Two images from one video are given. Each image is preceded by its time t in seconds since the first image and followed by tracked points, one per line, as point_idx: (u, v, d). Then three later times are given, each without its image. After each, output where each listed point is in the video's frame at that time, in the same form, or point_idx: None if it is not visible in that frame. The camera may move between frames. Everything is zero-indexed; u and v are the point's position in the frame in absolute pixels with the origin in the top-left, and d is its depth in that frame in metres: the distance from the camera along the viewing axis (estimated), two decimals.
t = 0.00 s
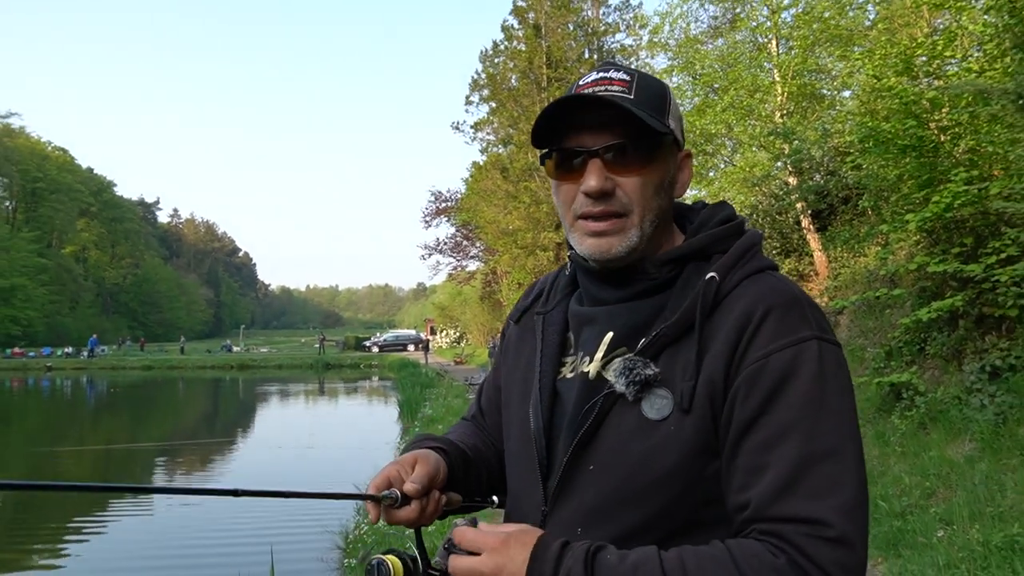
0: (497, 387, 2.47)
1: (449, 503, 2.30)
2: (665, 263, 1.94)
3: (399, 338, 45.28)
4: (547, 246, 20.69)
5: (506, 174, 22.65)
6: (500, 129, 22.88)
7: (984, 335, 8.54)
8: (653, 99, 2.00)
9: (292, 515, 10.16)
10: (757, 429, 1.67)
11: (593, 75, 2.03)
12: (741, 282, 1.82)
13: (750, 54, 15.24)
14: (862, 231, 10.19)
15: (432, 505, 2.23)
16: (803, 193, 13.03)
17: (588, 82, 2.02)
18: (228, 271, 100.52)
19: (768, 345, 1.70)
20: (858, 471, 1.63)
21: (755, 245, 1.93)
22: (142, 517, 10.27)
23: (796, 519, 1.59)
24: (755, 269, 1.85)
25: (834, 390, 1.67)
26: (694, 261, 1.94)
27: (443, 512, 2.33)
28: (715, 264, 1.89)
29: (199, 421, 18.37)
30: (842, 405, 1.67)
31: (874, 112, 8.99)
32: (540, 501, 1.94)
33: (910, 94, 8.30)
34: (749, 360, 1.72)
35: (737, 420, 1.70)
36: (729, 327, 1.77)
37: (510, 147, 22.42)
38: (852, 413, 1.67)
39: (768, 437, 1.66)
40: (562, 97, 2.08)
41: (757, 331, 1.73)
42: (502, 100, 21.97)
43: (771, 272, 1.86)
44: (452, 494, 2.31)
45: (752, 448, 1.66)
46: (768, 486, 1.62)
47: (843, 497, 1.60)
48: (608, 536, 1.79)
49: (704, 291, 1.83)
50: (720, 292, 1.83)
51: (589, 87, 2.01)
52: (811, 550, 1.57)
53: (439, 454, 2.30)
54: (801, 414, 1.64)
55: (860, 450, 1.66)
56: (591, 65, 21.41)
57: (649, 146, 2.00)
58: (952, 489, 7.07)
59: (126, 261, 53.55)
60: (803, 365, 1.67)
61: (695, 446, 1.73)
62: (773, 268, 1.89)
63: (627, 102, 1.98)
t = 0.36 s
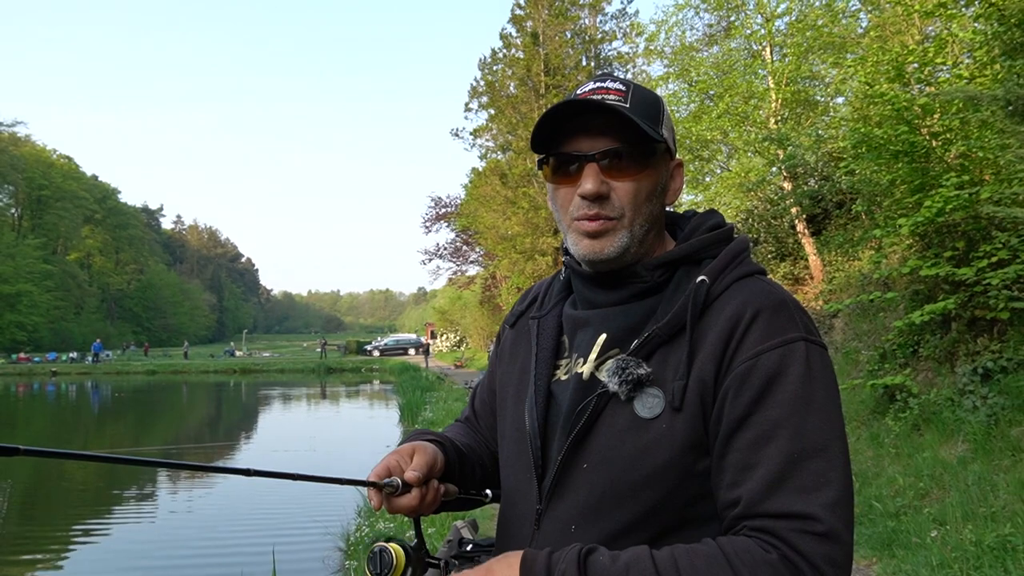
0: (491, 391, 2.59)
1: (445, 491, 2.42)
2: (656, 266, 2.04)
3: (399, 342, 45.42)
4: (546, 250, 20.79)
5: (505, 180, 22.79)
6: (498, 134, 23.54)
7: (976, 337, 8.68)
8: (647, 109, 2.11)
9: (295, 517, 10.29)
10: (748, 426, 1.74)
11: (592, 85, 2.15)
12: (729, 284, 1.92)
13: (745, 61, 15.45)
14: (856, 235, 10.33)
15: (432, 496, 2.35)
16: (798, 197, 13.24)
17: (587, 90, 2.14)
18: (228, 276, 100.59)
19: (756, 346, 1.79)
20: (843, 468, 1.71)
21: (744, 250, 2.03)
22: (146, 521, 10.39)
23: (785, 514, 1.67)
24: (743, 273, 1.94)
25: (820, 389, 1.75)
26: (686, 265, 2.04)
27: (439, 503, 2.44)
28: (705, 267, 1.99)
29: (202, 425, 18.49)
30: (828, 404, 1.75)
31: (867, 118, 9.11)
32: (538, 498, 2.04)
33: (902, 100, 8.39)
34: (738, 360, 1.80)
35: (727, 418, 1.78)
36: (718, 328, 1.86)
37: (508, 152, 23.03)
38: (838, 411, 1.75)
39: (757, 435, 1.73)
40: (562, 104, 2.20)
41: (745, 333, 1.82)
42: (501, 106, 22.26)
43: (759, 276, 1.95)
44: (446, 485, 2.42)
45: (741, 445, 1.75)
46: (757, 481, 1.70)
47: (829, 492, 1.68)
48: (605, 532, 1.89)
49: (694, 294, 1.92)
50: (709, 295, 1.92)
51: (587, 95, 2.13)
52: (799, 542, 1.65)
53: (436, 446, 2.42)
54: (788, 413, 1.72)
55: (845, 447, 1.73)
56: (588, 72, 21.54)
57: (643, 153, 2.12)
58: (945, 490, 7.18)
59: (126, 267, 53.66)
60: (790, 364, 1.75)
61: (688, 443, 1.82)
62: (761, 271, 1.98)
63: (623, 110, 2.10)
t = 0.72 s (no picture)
0: (486, 394, 2.59)
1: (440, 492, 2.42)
2: (655, 269, 2.04)
3: (401, 344, 45.44)
4: (548, 253, 20.76)
5: (507, 183, 22.77)
6: (500, 137, 23.57)
7: (978, 339, 8.68)
8: (643, 113, 2.12)
9: (296, 520, 10.30)
10: (746, 427, 1.75)
11: (587, 89, 2.14)
12: (727, 287, 1.92)
13: (747, 64, 15.42)
14: (857, 238, 10.33)
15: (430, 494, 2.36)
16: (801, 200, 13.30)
17: (583, 96, 2.13)
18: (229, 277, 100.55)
19: (755, 347, 1.80)
20: (841, 469, 1.72)
21: (740, 253, 2.03)
22: (148, 523, 10.41)
23: (785, 513, 1.68)
24: (740, 275, 1.95)
25: (818, 389, 1.76)
26: (684, 267, 2.05)
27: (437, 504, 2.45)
28: (702, 270, 2.00)
29: (204, 428, 18.49)
30: (826, 403, 1.75)
31: (869, 121, 9.10)
32: (538, 500, 2.04)
33: (903, 103, 8.36)
34: (737, 362, 1.81)
35: (727, 419, 1.78)
36: (717, 330, 1.87)
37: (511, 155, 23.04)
38: (835, 410, 1.76)
39: (757, 434, 1.74)
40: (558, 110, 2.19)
41: (743, 334, 1.83)
42: (503, 109, 22.30)
43: (757, 279, 1.95)
44: (442, 487, 2.43)
45: (739, 444, 1.75)
46: (757, 481, 1.71)
47: (828, 490, 1.68)
48: (605, 533, 1.90)
49: (692, 295, 1.93)
50: (707, 297, 1.92)
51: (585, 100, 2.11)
52: (799, 541, 1.66)
53: (432, 447, 2.43)
54: (787, 412, 1.73)
55: (844, 447, 1.74)
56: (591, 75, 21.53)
57: (643, 157, 2.12)
58: (947, 493, 7.18)
59: (128, 268, 53.67)
60: (788, 364, 1.76)
61: (686, 443, 1.83)
62: (758, 274, 1.98)
63: (620, 114, 2.10)
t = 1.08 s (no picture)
0: (487, 391, 2.58)
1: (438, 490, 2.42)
2: (655, 269, 2.03)
3: (406, 342, 45.55)
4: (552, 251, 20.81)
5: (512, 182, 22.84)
6: (505, 136, 23.62)
7: (983, 338, 8.67)
8: (615, 123, 2.00)
9: (302, 518, 10.32)
10: (747, 425, 1.75)
11: (562, 102, 2.07)
12: (728, 285, 1.91)
13: (751, 62, 15.42)
14: (862, 236, 10.33)
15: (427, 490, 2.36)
16: (805, 198, 13.33)
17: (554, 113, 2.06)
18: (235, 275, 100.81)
19: (756, 346, 1.80)
20: (843, 468, 1.73)
21: (742, 252, 2.02)
22: (154, 522, 10.44)
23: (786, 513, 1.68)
24: (741, 273, 1.94)
25: (819, 388, 1.76)
26: (685, 266, 2.03)
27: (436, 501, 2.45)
28: (703, 268, 1.98)
29: (210, 426, 18.55)
30: (826, 402, 1.76)
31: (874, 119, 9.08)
32: (539, 498, 2.04)
33: (909, 100, 8.35)
34: (737, 360, 1.81)
35: (727, 418, 1.78)
36: (718, 328, 1.86)
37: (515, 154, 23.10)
38: (835, 410, 1.76)
39: (759, 433, 1.74)
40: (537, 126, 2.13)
41: (743, 333, 1.83)
42: (508, 108, 22.36)
43: (758, 277, 1.95)
44: (440, 485, 2.43)
45: (741, 443, 1.75)
46: (757, 480, 1.72)
47: (829, 491, 1.69)
48: (605, 532, 1.90)
49: (693, 293, 1.92)
50: (708, 295, 1.92)
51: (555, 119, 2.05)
52: (799, 541, 1.66)
53: (431, 444, 2.44)
54: (788, 411, 1.73)
55: (844, 446, 1.75)
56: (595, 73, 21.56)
57: (611, 175, 2.02)
58: (952, 491, 7.17)
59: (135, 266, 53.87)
60: (789, 364, 1.76)
61: (687, 441, 1.82)
62: (760, 273, 1.97)
63: (589, 130, 2.01)
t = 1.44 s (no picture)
0: (496, 387, 2.55)
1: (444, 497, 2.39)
2: (664, 267, 1.98)
3: (417, 338, 45.64)
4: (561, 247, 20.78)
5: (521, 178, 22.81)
6: (514, 132, 23.58)
7: (997, 334, 8.60)
8: (601, 143, 1.92)
9: (312, 513, 10.36)
10: (758, 423, 1.74)
11: (547, 126, 1.99)
12: (738, 283, 1.88)
13: (762, 56, 15.33)
14: (874, 231, 10.26)
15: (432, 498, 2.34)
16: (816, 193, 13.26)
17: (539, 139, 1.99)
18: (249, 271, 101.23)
19: (767, 344, 1.77)
20: (854, 466, 1.71)
21: (752, 247, 1.97)
22: (166, 517, 10.50)
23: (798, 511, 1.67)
24: (751, 270, 1.90)
25: (830, 386, 1.74)
26: (693, 263, 1.99)
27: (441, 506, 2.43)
28: (713, 265, 1.94)
29: (221, 421, 18.64)
30: (838, 400, 1.74)
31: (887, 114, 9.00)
32: (549, 496, 2.01)
33: (922, 95, 8.27)
34: (748, 358, 1.79)
35: (739, 416, 1.76)
36: (729, 327, 1.84)
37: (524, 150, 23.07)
38: (847, 408, 1.74)
39: (771, 432, 1.72)
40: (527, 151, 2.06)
41: (754, 330, 1.80)
42: (517, 103, 22.34)
43: (767, 273, 1.91)
44: (446, 490, 2.41)
45: (753, 442, 1.74)
46: (769, 480, 1.70)
47: (842, 488, 1.67)
48: (616, 530, 1.87)
49: (703, 291, 1.88)
50: (719, 292, 1.88)
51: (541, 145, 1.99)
52: (811, 541, 1.65)
53: (434, 450, 2.41)
54: (800, 409, 1.71)
55: (856, 445, 1.73)
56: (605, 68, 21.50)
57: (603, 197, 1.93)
58: (965, 489, 7.11)
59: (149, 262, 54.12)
60: (800, 361, 1.75)
61: (698, 439, 1.80)
62: (769, 269, 1.94)
63: (577, 154, 1.93)
